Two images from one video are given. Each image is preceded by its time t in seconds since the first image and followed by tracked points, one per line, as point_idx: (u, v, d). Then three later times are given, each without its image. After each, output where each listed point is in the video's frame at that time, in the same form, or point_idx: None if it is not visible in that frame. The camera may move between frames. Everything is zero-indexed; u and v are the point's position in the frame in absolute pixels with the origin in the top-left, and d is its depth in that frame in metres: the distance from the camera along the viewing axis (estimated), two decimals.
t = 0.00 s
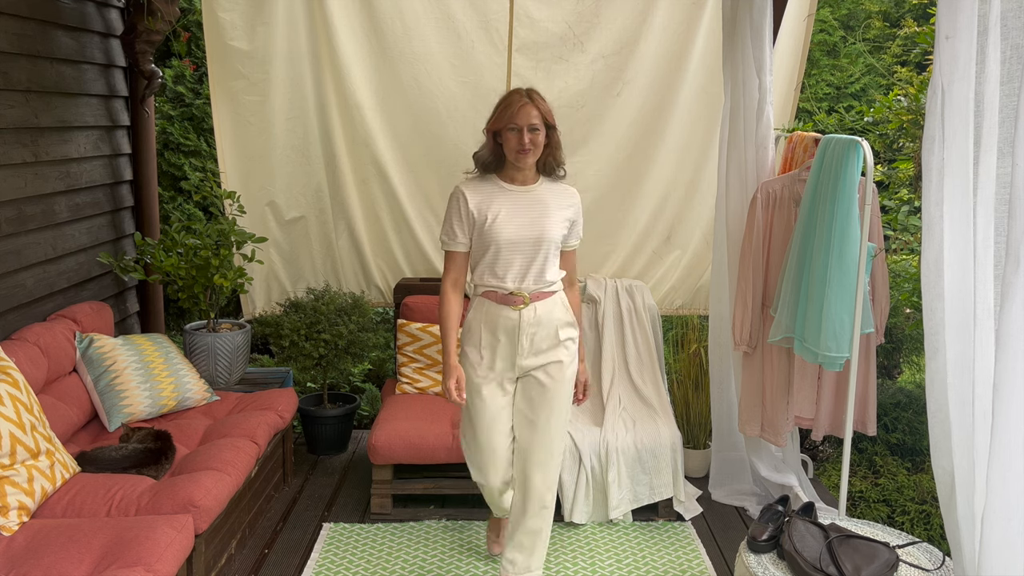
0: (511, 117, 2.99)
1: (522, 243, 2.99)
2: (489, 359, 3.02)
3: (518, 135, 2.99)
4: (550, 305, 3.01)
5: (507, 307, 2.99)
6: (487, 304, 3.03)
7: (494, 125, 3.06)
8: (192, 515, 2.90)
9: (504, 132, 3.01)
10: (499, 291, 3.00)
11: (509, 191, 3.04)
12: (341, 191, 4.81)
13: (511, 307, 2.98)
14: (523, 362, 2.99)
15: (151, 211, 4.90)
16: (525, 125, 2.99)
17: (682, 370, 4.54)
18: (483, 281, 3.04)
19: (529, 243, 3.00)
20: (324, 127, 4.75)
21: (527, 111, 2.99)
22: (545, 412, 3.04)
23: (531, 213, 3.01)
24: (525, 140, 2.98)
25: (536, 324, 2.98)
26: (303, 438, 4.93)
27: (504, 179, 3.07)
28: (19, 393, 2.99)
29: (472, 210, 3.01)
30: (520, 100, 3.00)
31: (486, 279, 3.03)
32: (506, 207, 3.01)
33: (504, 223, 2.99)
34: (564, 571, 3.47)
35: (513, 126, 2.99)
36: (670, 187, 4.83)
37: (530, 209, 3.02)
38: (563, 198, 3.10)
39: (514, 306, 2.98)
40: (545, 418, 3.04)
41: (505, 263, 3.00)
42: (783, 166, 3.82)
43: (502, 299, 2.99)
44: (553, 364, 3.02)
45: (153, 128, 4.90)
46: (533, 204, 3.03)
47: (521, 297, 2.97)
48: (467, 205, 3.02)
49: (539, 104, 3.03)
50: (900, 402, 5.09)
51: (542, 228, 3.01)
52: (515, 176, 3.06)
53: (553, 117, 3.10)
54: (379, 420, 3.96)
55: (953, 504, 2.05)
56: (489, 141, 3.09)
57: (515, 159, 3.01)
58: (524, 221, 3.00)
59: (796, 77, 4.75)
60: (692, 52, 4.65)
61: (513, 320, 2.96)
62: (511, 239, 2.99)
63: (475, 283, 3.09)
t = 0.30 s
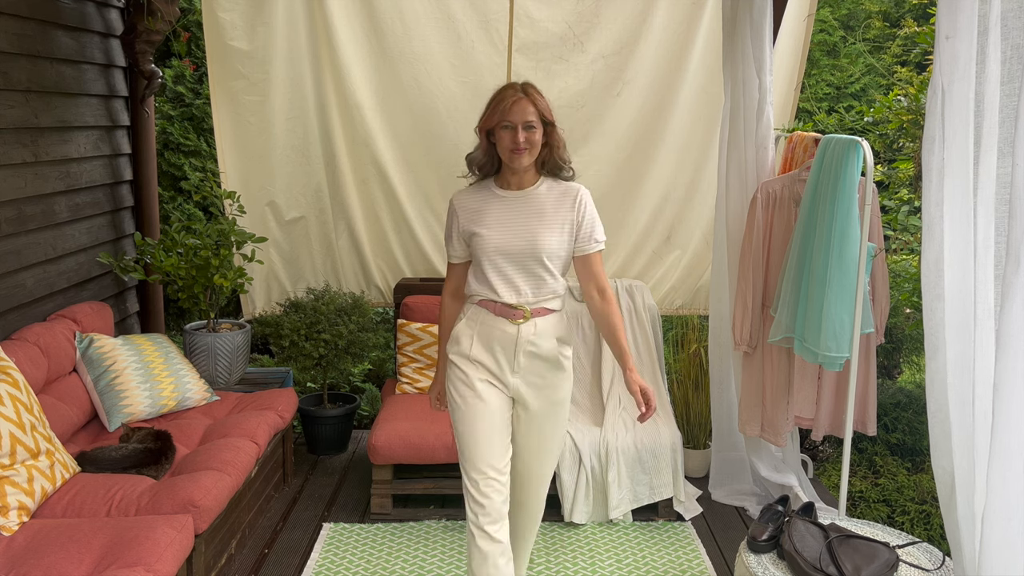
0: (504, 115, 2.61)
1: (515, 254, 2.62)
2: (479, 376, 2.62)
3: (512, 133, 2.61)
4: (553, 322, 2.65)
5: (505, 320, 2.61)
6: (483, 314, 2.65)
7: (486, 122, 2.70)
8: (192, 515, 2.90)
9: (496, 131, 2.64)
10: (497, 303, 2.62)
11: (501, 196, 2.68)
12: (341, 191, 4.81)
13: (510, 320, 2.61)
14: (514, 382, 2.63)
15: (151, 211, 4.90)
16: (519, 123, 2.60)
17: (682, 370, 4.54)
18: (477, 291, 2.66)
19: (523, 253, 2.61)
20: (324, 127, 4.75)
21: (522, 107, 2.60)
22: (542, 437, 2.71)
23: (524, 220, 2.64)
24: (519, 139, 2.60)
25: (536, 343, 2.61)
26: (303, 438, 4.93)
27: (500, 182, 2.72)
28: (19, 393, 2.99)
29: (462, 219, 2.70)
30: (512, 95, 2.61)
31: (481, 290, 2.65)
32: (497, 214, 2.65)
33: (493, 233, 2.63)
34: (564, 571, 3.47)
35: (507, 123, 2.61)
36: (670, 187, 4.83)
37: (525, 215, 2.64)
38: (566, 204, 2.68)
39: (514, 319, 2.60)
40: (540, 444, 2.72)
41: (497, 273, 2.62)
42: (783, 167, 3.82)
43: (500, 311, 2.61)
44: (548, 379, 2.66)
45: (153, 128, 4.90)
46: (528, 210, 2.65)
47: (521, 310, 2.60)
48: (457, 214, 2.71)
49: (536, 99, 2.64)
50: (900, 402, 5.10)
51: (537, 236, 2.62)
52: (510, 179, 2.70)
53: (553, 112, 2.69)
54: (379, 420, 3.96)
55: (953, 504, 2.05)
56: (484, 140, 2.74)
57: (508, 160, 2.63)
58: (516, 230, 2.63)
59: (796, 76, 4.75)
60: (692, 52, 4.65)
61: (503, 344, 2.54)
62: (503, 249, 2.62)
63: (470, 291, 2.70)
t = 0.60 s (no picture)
0: (501, 116, 2.49)
1: (507, 266, 2.50)
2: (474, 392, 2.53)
3: (509, 136, 2.49)
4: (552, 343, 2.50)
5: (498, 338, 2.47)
6: (476, 331, 2.52)
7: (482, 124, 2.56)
8: (192, 515, 2.90)
9: (492, 134, 2.52)
10: (490, 320, 2.49)
11: (495, 203, 2.55)
12: (341, 191, 4.81)
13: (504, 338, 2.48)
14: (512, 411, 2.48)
15: (151, 211, 4.90)
16: (518, 126, 2.48)
17: (682, 370, 4.54)
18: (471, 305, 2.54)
19: (515, 264, 2.50)
20: (324, 127, 4.75)
21: (521, 109, 2.48)
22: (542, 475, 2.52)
23: (518, 229, 2.51)
24: (517, 143, 2.48)
25: (531, 365, 2.46)
26: (303, 438, 4.93)
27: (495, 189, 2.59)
28: (19, 393, 2.98)
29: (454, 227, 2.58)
30: (511, 96, 2.49)
31: (474, 305, 2.52)
32: (489, 222, 2.53)
33: (485, 242, 2.52)
34: (564, 572, 3.46)
35: (504, 126, 2.49)
36: (670, 187, 4.82)
37: (519, 224, 2.52)
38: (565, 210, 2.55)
39: (506, 337, 2.46)
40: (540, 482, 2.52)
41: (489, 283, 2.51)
42: (783, 166, 3.81)
43: (493, 328, 2.48)
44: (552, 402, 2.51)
45: (153, 128, 4.90)
46: (522, 219, 2.52)
47: (516, 327, 2.46)
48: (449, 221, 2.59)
49: (536, 101, 2.51)
50: (900, 402, 5.11)
51: (531, 247, 2.50)
52: (504, 186, 2.57)
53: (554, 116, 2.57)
54: (379, 420, 3.96)
55: (953, 504, 2.05)
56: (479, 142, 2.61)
57: (504, 164, 2.51)
58: (509, 240, 2.51)
59: (796, 76, 4.75)
60: (692, 52, 4.65)
61: (498, 356, 2.45)
62: (495, 260, 2.50)
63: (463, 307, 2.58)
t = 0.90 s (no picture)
0: (500, 111, 2.43)
1: (502, 261, 2.44)
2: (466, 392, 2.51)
3: (509, 132, 2.44)
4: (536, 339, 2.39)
5: (482, 334, 2.41)
6: (466, 330, 2.48)
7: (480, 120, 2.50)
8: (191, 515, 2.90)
9: (489, 130, 2.46)
10: (476, 316, 2.43)
11: (493, 198, 2.52)
12: (341, 191, 4.81)
13: (487, 335, 2.41)
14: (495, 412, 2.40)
15: (151, 211, 4.90)
16: (517, 122, 2.42)
17: (682, 370, 4.54)
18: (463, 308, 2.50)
19: (511, 260, 2.43)
20: (324, 127, 4.75)
21: (520, 105, 2.42)
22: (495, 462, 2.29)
23: (517, 224, 2.47)
24: (516, 140, 2.43)
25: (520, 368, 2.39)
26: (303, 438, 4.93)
27: (495, 185, 2.56)
28: (19, 393, 2.98)
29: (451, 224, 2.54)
30: (508, 89, 2.43)
31: (462, 304, 2.47)
32: (488, 218, 2.50)
33: (482, 238, 2.47)
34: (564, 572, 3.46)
35: (503, 122, 2.43)
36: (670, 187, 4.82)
37: (517, 219, 2.48)
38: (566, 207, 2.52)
39: (488, 333, 2.39)
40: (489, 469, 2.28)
41: (485, 283, 2.45)
42: (783, 167, 3.82)
43: (476, 325, 2.42)
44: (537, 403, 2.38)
45: (153, 128, 4.90)
46: (521, 214, 2.49)
47: (496, 322, 2.39)
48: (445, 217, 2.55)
49: (536, 95, 2.45)
50: (900, 402, 5.12)
51: (528, 242, 2.44)
52: (505, 181, 2.54)
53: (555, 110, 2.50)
54: (379, 420, 3.96)
55: (954, 505, 2.05)
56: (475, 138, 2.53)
57: (504, 162, 2.46)
58: (506, 235, 2.46)
59: (796, 77, 4.75)
60: (692, 52, 4.65)
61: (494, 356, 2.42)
62: (491, 257, 2.45)
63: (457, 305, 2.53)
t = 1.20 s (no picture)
0: (501, 114, 2.42)
1: (502, 264, 2.44)
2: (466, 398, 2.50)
3: (510, 135, 2.43)
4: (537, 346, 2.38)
5: (483, 340, 2.41)
6: (466, 336, 2.47)
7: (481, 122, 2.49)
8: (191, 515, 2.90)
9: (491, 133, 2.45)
10: (476, 322, 2.43)
11: (494, 200, 2.52)
12: (341, 191, 4.81)
13: (487, 342, 2.41)
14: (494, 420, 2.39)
15: (151, 211, 4.90)
16: (518, 125, 2.41)
17: (682, 370, 4.54)
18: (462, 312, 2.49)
19: (511, 263, 2.43)
20: (324, 127, 4.75)
21: (521, 107, 2.41)
22: (494, 475, 2.29)
23: (518, 227, 2.47)
24: (517, 143, 2.42)
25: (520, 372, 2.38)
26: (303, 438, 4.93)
27: (495, 189, 2.56)
28: (19, 393, 2.98)
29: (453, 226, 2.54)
30: (510, 91, 2.41)
31: (462, 308, 2.47)
32: (488, 221, 2.50)
33: (482, 241, 2.48)
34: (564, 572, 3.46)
35: (504, 125, 2.43)
36: (670, 187, 4.82)
37: (517, 220, 2.48)
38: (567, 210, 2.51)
39: (489, 339, 2.39)
40: (487, 483, 2.28)
41: (485, 284, 2.45)
42: (783, 167, 3.82)
43: (477, 332, 2.41)
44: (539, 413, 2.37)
45: (153, 128, 4.90)
46: (520, 215, 2.49)
47: (497, 329, 2.38)
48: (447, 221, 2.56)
49: (537, 98, 2.44)
50: (899, 402, 5.12)
51: (528, 245, 2.44)
52: (505, 184, 2.53)
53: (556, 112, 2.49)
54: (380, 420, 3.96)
55: (954, 504, 2.05)
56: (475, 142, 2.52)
57: (505, 165, 2.45)
58: (506, 238, 2.47)
59: (796, 77, 4.75)
60: (692, 52, 4.65)
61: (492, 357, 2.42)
62: (491, 259, 2.45)
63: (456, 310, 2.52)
